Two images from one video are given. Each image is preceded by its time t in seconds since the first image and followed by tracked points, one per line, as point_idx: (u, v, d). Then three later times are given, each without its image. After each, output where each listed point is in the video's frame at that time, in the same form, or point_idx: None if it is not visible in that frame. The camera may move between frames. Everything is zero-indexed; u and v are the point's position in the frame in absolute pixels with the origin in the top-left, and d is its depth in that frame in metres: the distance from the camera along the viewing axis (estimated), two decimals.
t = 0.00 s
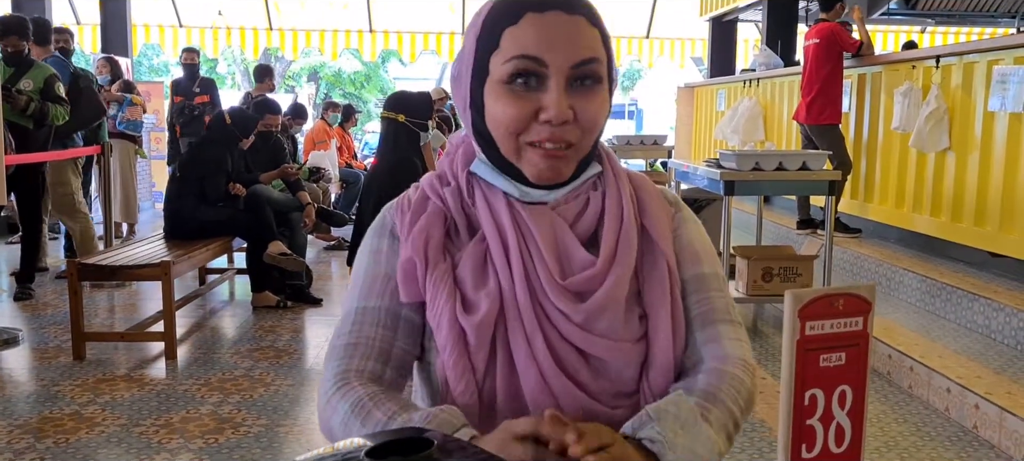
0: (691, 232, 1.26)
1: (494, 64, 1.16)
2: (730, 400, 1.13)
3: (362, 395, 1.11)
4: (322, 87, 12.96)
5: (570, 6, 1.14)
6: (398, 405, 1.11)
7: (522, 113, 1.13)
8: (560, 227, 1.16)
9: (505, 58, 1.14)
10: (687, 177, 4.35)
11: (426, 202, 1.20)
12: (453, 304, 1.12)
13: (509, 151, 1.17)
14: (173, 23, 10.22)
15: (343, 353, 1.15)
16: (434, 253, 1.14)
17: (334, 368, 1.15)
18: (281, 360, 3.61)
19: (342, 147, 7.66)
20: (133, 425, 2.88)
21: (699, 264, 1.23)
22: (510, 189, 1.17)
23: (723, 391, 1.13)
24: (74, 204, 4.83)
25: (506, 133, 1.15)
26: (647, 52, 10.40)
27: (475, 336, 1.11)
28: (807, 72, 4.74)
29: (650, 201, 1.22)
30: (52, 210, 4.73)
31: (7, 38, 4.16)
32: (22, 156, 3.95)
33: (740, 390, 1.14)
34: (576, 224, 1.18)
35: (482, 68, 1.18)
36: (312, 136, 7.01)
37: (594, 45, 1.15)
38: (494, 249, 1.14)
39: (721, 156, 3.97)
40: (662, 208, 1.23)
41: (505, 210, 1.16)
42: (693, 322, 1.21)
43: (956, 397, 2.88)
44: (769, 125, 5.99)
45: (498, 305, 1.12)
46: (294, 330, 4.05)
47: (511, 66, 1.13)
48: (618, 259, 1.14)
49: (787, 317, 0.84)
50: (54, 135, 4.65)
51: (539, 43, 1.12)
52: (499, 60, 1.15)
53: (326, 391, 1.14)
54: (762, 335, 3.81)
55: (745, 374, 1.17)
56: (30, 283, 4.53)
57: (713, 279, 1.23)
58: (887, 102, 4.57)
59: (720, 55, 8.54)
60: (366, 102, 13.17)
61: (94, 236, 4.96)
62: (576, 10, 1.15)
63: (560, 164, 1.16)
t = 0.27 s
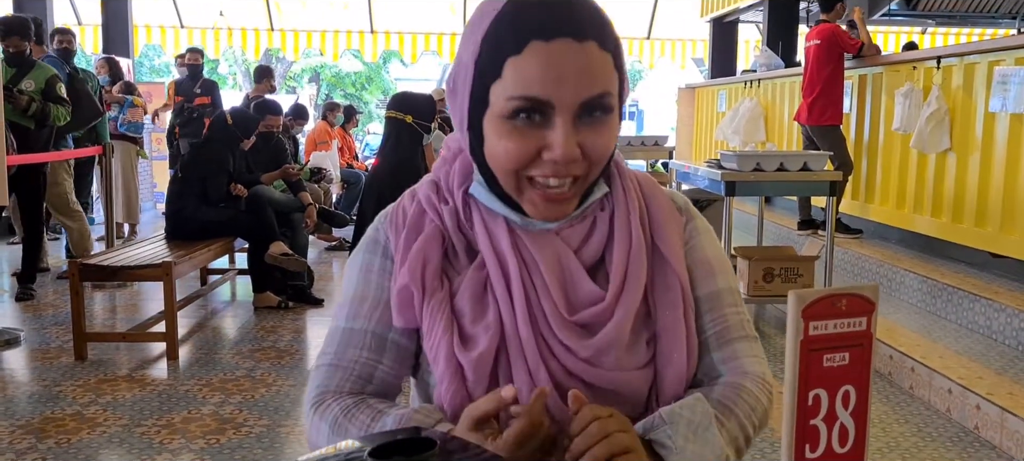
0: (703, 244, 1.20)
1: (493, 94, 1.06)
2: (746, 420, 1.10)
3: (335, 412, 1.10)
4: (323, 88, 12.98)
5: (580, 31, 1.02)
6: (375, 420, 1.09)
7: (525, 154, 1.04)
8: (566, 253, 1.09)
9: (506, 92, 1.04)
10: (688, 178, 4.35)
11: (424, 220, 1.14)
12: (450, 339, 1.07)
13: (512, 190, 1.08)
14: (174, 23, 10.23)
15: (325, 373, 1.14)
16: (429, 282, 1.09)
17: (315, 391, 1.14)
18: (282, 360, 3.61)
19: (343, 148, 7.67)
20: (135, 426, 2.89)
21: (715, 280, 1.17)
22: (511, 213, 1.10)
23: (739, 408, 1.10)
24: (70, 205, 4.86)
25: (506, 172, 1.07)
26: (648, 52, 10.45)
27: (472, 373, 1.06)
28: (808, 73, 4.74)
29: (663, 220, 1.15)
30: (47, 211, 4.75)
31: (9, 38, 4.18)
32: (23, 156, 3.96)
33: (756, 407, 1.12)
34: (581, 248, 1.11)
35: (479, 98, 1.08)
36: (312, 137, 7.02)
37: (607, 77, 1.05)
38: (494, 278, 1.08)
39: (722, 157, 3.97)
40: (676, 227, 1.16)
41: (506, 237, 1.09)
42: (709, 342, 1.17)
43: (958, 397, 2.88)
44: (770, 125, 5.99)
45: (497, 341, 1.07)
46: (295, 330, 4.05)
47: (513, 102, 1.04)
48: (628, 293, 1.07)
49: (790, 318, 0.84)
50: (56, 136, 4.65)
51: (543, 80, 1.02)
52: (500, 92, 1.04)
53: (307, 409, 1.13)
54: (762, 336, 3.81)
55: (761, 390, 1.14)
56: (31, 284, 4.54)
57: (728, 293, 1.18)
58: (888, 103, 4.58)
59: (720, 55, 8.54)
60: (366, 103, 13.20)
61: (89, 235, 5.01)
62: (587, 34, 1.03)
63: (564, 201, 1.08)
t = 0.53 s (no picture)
0: (712, 250, 1.19)
1: (498, 115, 1.04)
2: (750, 425, 1.10)
3: (329, 416, 1.10)
4: (323, 88, 12.99)
5: (589, 51, 1.00)
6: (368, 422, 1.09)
7: (531, 177, 1.03)
8: (570, 269, 1.08)
9: (512, 117, 1.02)
10: (689, 178, 4.36)
11: (428, 227, 1.13)
12: (451, 353, 1.07)
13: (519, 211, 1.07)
14: (175, 24, 10.23)
15: (322, 374, 1.14)
16: (431, 294, 1.08)
17: (310, 392, 1.14)
18: (283, 360, 3.61)
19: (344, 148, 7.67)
20: (136, 426, 2.89)
21: (722, 287, 1.17)
22: (515, 227, 1.08)
23: (744, 412, 1.10)
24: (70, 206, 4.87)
25: (511, 193, 1.05)
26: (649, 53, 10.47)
27: (473, 388, 1.05)
28: (809, 73, 4.74)
29: (671, 234, 1.13)
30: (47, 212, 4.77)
31: (10, 39, 4.18)
32: (24, 157, 3.96)
33: (761, 414, 1.12)
34: (586, 263, 1.10)
35: (483, 119, 1.06)
36: (313, 138, 7.02)
37: (615, 97, 1.03)
38: (498, 292, 1.07)
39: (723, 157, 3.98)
40: (685, 240, 1.14)
41: (511, 253, 1.08)
42: (717, 350, 1.16)
43: (959, 398, 2.88)
44: (771, 125, 5.99)
45: (499, 357, 1.06)
46: (296, 331, 4.05)
47: (519, 127, 1.02)
48: (633, 314, 1.06)
49: (791, 320, 0.84)
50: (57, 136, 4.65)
51: (550, 102, 1.00)
52: (506, 114, 1.03)
53: (301, 409, 1.14)
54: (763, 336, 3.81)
55: (765, 396, 1.14)
56: (33, 284, 4.55)
57: (735, 301, 1.18)
58: (889, 104, 4.58)
59: (721, 56, 8.54)
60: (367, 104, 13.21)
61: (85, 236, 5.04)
62: (595, 54, 1.01)
63: (572, 220, 1.06)
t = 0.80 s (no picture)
0: (720, 249, 1.19)
1: (502, 107, 1.04)
2: (750, 427, 1.10)
3: (348, 407, 1.09)
4: (324, 89, 12.99)
5: (587, 37, 1.00)
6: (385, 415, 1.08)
7: (536, 165, 1.03)
8: (584, 259, 1.08)
9: (515, 107, 1.02)
10: (690, 179, 4.36)
11: (448, 216, 1.12)
12: (469, 342, 1.06)
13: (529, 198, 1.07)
14: (176, 25, 10.23)
15: (340, 363, 1.12)
16: (449, 284, 1.07)
17: (327, 382, 1.13)
18: (285, 361, 3.62)
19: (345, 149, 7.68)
20: (138, 427, 2.89)
21: (726, 286, 1.17)
22: (527, 218, 1.08)
23: (745, 411, 1.10)
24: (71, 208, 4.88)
25: (520, 181, 1.05)
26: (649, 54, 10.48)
27: (488, 376, 1.05)
28: (810, 74, 4.75)
29: (682, 229, 1.13)
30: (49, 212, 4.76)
31: (12, 40, 4.19)
32: (25, 158, 3.96)
33: (761, 414, 1.11)
34: (600, 254, 1.10)
35: (487, 113, 1.06)
36: (315, 139, 7.02)
37: (617, 80, 1.02)
38: (513, 283, 1.06)
39: (724, 158, 3.98)
40: (691, 235, 1.14)
41: (525, 244, 1.08)
42: (718, 349, 1.16)
43: (961, 398, 2.88)
44: (772, 126, 6.00)
45: (515, 348, 1.06)
46: (297, 332, 4.05)
47: (523, 115, 1.02)
48: (647, 307, 1.05)
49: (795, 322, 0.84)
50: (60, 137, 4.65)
51: (551, 88, 1.00)
52: (508, 104, 1.03)
53: (318, 399, 1.12)
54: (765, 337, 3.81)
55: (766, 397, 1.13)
56: (34, 285, 4.55)
57: (739, 299, 1.18)
58: (889, 104, 4.58)
59: (722, 56, 8.54)
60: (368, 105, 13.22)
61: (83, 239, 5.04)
62: (594, 39, 1.01)
63: (580, 207, 1.06)
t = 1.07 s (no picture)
0: (726, 247, 1.26)
1: (472, 70, 1.21)
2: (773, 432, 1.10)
3: (388, 393, 1.09)
4: (324, 90, 12.97)
5: None
6: (433, 399, 1.09)
7: (504, 99, 1.17)
8: (582, 228, 1.15)
9: (479, 58, 1.19)
10: (691, 180, 4.34)
11: (458, 201, 1.21)
12: (482, 310, 1.12)
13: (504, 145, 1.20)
14: (176, 26, 10.22)
15: (370, 352, 1.14)
16: (462, 256, 1.14)
17: (358, 371, 1.14)
18: (284, 363, 3.61)
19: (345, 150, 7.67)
20: (137, 429, 2.89)
21: (737, 280, 1.24)
22: (526, 184, 1.19)
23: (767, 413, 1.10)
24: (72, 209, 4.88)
25: (493, 125, 1.19)
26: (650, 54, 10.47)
27: (503, 345, 1.10)
28: (810, 75, 4.74)
29: (675, 206, 1.23)
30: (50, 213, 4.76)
31: (12, 41, 4.18)
32: (25, 158, 3.95)
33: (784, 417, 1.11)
34: (597, 226, 1.18)
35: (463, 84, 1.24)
36: (315, 140, 7.01)
37: (563, 21, 1.19)
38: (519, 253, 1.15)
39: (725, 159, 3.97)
40: (695, 219, 1.23)
41: (527, 215, 1.17)
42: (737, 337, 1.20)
43: (961, 400, 2.88)
44: (773, 127, 5.99)
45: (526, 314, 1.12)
46: (297, 333, 4.05)
47: (490, 64, 1.18)
48: (643, 268, 1.14)
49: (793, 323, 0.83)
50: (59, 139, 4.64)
51: (505, 34, 1.17)
52: (476, 61, 1.20)
53: (350, 392, 1.13)
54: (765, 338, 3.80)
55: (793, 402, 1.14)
56: (33, 286, 4.55)
57: (750, 294, 1.24)
58: (890, 105, 4.58)
59: (723, 57, 8.52)
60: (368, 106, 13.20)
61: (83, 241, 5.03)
62: None
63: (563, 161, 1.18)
